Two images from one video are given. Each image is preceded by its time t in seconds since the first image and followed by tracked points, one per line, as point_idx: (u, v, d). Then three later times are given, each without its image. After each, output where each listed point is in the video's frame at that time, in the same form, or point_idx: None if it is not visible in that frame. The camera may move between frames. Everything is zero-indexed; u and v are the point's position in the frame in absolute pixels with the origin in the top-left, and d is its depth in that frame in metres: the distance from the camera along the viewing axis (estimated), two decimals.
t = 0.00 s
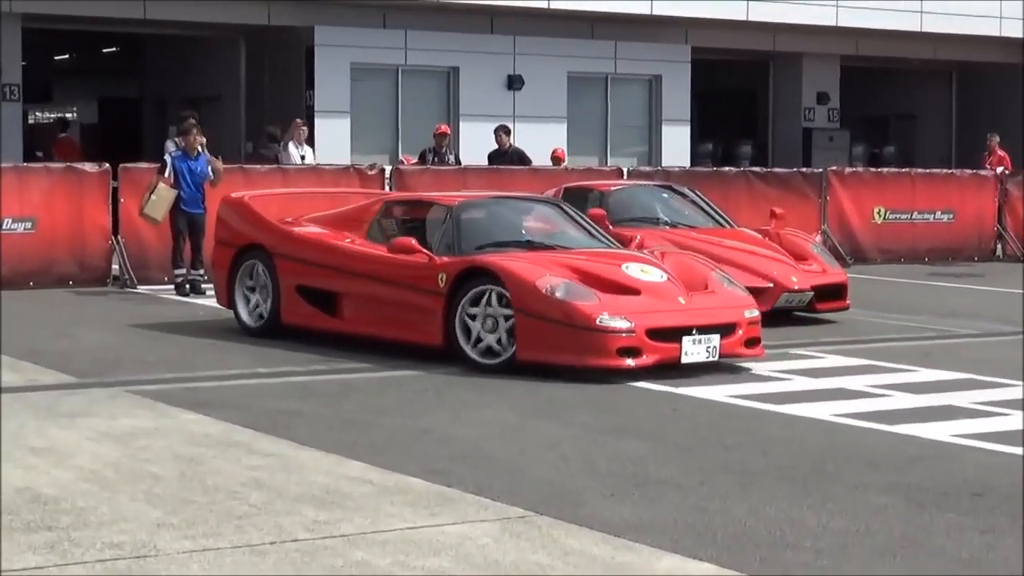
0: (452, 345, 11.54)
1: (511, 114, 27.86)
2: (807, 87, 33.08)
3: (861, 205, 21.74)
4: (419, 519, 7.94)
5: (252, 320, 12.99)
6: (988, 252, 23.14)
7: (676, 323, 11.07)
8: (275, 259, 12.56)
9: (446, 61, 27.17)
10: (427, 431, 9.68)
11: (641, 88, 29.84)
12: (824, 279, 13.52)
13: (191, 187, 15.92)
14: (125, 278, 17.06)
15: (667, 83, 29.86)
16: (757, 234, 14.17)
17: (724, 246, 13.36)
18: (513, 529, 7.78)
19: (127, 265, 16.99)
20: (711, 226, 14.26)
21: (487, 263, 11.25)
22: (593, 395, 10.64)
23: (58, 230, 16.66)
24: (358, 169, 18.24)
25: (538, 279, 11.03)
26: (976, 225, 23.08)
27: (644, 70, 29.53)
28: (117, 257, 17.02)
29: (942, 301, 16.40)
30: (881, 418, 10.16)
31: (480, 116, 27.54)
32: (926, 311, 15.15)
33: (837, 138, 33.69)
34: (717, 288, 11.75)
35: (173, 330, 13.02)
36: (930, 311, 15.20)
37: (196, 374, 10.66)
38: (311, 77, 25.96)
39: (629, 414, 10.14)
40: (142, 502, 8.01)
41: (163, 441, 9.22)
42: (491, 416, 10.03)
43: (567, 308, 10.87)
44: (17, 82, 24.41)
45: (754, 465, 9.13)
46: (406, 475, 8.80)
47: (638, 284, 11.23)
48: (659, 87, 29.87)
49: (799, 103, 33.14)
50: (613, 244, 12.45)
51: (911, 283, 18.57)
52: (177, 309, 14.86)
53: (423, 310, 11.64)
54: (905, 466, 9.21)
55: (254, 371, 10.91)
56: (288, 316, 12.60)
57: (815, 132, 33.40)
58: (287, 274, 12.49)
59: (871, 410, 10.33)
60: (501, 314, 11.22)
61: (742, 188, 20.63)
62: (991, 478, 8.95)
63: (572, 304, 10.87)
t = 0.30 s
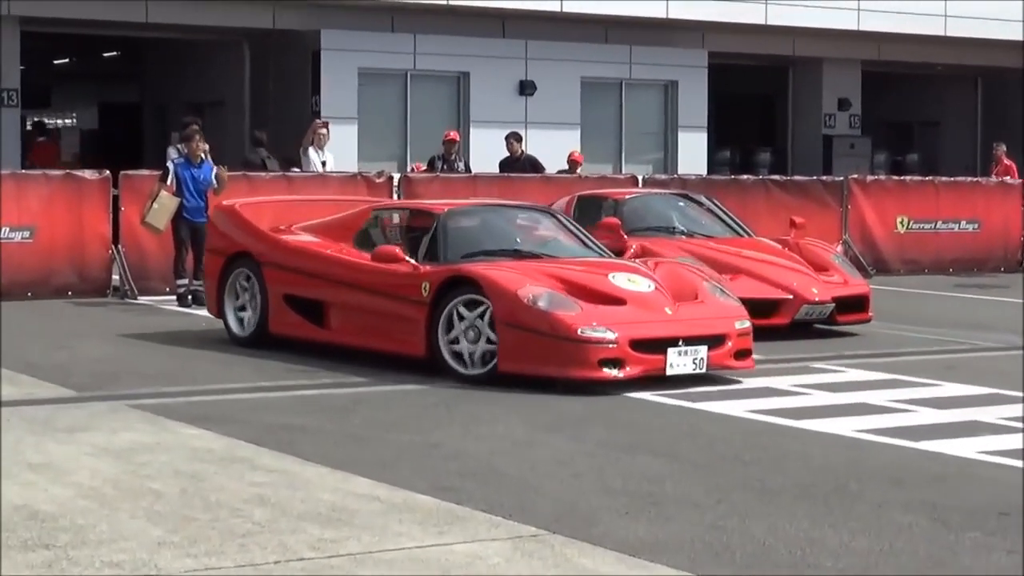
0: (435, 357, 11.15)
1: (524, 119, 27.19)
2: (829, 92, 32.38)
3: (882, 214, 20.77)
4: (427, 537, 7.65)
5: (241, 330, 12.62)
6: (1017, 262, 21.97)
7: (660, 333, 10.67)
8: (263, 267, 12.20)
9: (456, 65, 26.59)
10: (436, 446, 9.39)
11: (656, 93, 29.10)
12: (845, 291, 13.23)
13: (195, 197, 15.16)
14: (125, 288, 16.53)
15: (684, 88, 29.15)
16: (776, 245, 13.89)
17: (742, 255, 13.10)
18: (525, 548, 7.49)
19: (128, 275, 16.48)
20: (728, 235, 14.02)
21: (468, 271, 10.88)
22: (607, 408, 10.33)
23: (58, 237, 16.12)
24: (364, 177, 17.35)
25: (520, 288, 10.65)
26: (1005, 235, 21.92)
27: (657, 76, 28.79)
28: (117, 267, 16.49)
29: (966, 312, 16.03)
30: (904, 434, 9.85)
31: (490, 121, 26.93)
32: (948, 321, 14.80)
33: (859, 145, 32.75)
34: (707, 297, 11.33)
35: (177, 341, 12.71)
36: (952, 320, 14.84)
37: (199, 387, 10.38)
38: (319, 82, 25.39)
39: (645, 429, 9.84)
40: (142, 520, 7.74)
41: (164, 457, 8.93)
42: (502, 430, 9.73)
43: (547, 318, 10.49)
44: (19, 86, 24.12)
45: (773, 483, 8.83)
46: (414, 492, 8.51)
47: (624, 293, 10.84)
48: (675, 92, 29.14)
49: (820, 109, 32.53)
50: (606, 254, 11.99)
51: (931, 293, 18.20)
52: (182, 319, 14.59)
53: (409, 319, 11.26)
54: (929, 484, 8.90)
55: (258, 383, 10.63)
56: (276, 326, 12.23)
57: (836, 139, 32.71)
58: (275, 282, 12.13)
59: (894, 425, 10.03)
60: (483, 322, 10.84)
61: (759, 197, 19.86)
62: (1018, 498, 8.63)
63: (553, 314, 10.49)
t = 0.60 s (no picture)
0: (419, 364, 10.56)
1: (533, 117, 25.68)
2: (854, 86, 30.43)
3: (909, 215, 20.03)
4: (432, 555, 7.21)
5: (223, 336, 11.99)
6: None
7: (652, 340, 10.11)
8: (246, 270, 11.57)
9: (463, 58, 25.09)
10: (440, 457, 8.93)
11: (673, 88, 27.47)
12: (871, 297, 12.76)
13: (188, 198, 14.30)
14: (116, 295, 15.89)
15: (701, 83, 27.50)
16: (798, 247, 13.40)
17: (763, 259, 12.67)
18: (535, 565, 7.05)
19: (118, 281, 15.86)
20: (748, 237, 13.52)
21: (453, 274, 10.31)
22: (622, 418, 9.84)
23: (45, 240, 15.44)
24: (367, 178, 16.75)
25: (505, 292, 10.10)
26: None
27: (675, 70, 27.18)
28: (108, 272, 15.86)
29: (993, 313, 15.45)
30: (934, 447, 9.37)
31: (499, 117, 25.44)
32: (975, 324, 14.24)
33: (886, 143, 30.66)
34: (704, 303, 10.76)
35: (174, 346, 12.20)
36: (980, 325, 14.28)
37: (191, 397, 9.91)
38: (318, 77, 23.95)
39: (662, 440, 9.35)
40: (133, 537, 7.30)
41: (156, 470, 8.47)
42: (512, 441, 9.25)
43: (532, 324, 9.94)
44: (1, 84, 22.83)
45: (798, 498, 8.36)
46: (418, 507, 8.06)
47: (614, 298, 10.28)
48: (692, 87, 27.50)
49: (845, 104, 30.48)
50: (603, 257, 11.44)
51: (957, 292, 17.62)
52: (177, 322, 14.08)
53: (395, 325, 10.65)
54: (958, 498, 8.45)
55: (254, 392, 10.15)
56: (258, 332, 11.60)
57: (862, 137, 30.67)
58: (257, 286, 11.50)
59: (923, 437, 9.54)
60: (463, 323, 10.30)
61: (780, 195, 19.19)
62: None
63: (540, 320, 9.93)
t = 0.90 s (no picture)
0: (399, 371, 10.20)
1: (533, 117, 24.70)
2: (864, 84, 29.34)
3: (922, 219, 19.39)
4: (428, 570, 6.93)
5: (205, 343, 11.59)
6: None
7: (636, 346, 9.73)
8: (227, 275, 11.18)
9: (459, 58, 24.13)
10: (436, 468, 8.63)
11: (678, 88, 26.50)
12: (881, 303, 12.45)
13: (177, 199, 13.64)
14: (103, 299, 15.33)
15: (706, 82, 26.51)
16: (806, 251, 13.18)
17: (769, 264, 12.43)
18: None
19: (105, 285, 15.29)
20: (754, 242, 13.28)
21: (433, 279, 9.96)
22: (625, 428, 9.55)
23: (29, 242, 14.85)
24: (361, 178, 16.14)
25: (485, 297, 9.74)
26: None
27: (678, 70, 26.20)
28: (94, 276, 15.30)
29: (1004, 320, 15.12)
30: (947, 458, 9.08)
31: (498, 118, 24.46)
32: (984, 334, 13.93)
33: (896, 145, 29.57)
34: (694, 307, 10.36)
35: (164, 348, 11.88)
36: (989, 334, 13.97)
37: (180, 406, 9.61)
38: (312, 75, 22.99)
39: (665, 452, 9.06)
40: (119, 552, 7.02)
41: (144, 480, 8.19)
42: (511, 452, 8.95)
43: (513, 330, 9.59)
44: None
45: (807, 511, 8.08)
46: (414, 520, 7.78)
47: (598, 302, 9.90)
48: (697, 86, 26.53)
49: (855, 105, 29.40)
50: (592, 262, 11.03)
51: (966, 298, 17.29)
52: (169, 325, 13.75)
53: (376, 332, 10.27)
54: (971, 511, 8.17)
55: (246, 400, 9.85)
56: (239, 339, 11.21)
57: (872, 137, 29.48)
58: (238, 291, 11.11)
59: (936, 449, 9.26)
60: (438, 326, 9.97)
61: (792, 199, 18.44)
62: None
63: (519, 327, 9.58)
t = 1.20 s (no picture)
0: (380, 378, 9.92)
1: (529, 116, 23.68)
2: (868, 86, 28.12)
3: (929, 220, 18.35)
4: None
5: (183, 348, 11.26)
6: None
7: (622, 351, 9.46)
8: (206, 278, 10.86)
9: (453, 55, 23.14)
10: (428, 478, 8.37)
11: (679, 85, 25.45)
12: (888, 307, 12.21)
13: (162, 202, 13.01)
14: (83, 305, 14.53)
15: (708, 81, 25.40)
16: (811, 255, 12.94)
17: (772, 268, 12.19)
18: None
19: (87, 290, 14.50)
20: (757, 245, 13.02)
21: (415, 283, 9.70)
22: (623, 437, 9.27)
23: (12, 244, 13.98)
24: (351, 179, 15.46)
25: (466, 301, 9.48)
26: None
27: (678, 68, 25.17)
28: (76, 280, 14.51)
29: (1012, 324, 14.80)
30: (955, 467, 8.81)
31: (492, 118, 23.47)
32: (991, 339, 13.61)
33: (903, 144, 28.32)
34: (682, 311, 10.09)
35: (150, 353, 11.56)
36: (996, 338, 13.65)
37: (166, 414, 9.33)
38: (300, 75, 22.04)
39: (665, 461, 8.79)
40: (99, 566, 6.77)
41: (127, 491, 7.92)
42: (506, 461, 8.68)
43: (496, 336, 9.32)
44: None
45: (812, 522, 7.82)
46: (404, 531, 7.52)
47: (583, 307, 9.64)
48: (698, 85, 25.42)
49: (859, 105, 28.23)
50: (581, 264, 10.74)
51: (971, 302, 16.98)
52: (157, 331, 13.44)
53: (358, 336, 9.98)
54: (979, 521, 7.91)
55: (233, 408, 9.58)
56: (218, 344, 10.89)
57: (878, 137, 28.32)
58: (217, 294, 10.79)
59: (943, 457, 8.99)
60: (418, 331, 9.69)
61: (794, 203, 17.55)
62: None
63: (502, 332, 9.32)
